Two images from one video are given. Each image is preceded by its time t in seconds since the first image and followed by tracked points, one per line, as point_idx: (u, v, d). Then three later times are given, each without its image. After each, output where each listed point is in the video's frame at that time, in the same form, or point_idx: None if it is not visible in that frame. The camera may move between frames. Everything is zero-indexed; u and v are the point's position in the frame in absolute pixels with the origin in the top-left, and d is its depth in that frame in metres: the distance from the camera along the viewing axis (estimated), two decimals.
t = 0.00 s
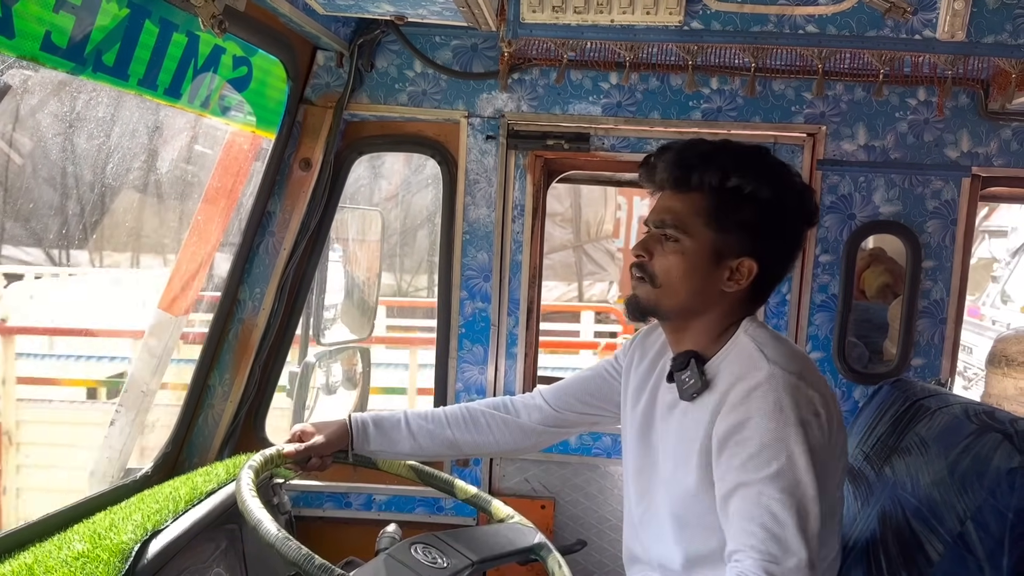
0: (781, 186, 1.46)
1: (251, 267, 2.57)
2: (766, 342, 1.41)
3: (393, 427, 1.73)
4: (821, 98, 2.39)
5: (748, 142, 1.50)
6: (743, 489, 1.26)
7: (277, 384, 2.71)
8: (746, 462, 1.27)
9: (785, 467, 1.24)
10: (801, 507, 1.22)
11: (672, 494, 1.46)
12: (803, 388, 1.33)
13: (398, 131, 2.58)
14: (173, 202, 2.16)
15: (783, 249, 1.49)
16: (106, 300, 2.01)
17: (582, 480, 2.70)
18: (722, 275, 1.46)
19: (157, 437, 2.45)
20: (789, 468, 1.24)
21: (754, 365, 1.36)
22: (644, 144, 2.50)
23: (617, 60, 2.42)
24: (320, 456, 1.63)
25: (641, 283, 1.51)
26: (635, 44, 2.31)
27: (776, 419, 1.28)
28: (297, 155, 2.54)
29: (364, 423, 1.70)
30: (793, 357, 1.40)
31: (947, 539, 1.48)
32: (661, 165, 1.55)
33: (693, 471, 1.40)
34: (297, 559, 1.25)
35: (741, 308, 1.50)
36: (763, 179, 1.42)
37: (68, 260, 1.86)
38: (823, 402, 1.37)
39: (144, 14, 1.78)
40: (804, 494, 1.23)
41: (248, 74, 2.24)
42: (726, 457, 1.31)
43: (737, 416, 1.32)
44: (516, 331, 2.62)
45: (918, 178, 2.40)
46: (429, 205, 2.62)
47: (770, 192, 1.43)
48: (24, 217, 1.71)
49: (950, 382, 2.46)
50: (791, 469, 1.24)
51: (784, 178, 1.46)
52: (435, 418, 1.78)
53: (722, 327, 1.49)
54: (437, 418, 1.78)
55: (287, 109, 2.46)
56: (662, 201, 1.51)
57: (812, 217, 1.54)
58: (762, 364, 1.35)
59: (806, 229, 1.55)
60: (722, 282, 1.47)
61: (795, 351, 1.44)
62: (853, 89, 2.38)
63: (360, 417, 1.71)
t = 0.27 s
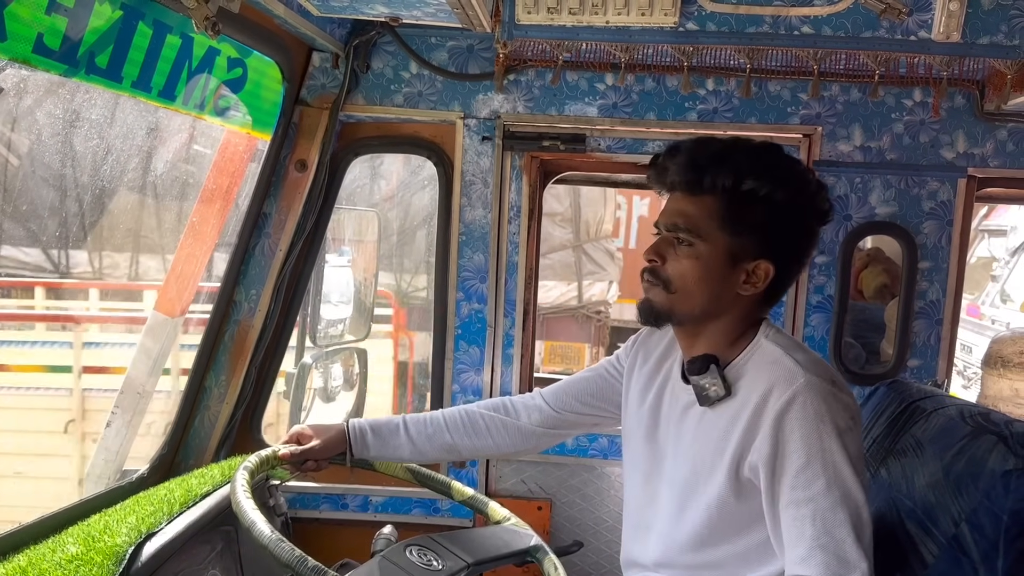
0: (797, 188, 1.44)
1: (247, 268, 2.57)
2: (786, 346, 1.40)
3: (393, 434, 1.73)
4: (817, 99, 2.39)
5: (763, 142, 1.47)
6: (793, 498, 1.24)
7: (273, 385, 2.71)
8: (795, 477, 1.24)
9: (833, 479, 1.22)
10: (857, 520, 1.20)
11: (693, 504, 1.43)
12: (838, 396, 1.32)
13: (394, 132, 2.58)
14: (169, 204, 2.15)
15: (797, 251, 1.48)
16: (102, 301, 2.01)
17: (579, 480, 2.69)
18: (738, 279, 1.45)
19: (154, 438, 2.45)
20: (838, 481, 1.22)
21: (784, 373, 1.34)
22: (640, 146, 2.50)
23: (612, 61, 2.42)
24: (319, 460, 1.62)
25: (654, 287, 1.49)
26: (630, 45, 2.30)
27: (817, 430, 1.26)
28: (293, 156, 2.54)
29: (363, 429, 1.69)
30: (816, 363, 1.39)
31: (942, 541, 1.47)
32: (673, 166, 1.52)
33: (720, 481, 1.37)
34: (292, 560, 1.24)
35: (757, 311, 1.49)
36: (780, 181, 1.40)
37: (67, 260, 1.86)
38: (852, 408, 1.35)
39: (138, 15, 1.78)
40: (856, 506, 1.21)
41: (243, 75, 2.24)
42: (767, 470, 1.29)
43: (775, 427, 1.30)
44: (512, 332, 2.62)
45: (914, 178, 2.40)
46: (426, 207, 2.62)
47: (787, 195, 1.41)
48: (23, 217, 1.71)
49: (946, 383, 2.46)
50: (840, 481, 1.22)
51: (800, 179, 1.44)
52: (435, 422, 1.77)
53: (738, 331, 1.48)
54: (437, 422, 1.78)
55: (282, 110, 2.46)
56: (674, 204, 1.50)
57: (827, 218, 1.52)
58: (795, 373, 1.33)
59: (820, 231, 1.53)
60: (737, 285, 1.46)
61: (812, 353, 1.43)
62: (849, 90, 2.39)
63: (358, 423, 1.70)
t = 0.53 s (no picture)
0: (807, 188, 1.43)
1: (248, 266, 2.57)
2: (791, 349, 1.40)
3: (404, 436, 1.72)
4: (818, 97, 2.39)
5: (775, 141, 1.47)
6: (792, 504, 1.24)
7: (274, 383, 2.71)
8: (795, 485, 1.24)
9: (833, 488, 1.22)
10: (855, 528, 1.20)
11: (694, 504, 1.43)
12: (841, 403, 1.31)
13: (394, 130, 2.58)
14: (169, 202, 2.15)
15: (804, 251, 1.48)
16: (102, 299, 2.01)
17: (580, 479, 2.72)
18: (744, 278, 1.45)
19: (154, 437, 2.45)
20: (838, 489, 1.21)
21: (789, 377, 1.33)
22: (641, 144, 2.49)
23: (613, 59, 2.42)
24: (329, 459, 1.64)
25: (659, 285, 1.49)
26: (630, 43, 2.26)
27: (820, 437, 1.26)
28: (293, 154, 2.54)
29: (374, 431, 1.70)
30: (821, 367, 1.38)
31: (944, 539, 1.47)
32: (683, 162, 1.52)
33: (721, 484, 1.37)
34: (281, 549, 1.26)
35: (762, 311, 1.49)
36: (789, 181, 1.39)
37: (67, 259, 1.86)
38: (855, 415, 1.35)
39: (137, 13, 1.77)
40: (855, 514, 1.21)
41: (244, 73, 2.23)
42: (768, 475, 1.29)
43: (777, 432, 1.29)
44: (513, 331, 2.62)
45: (915, 176, 2.40)
46: (427, 205, 2.62)
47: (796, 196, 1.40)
48: (24, 215, 1.70)
49: (948, 381, 2.46)
50: (840, 489, 1.21)
51: (811, 180, 1.43)
52: (445, 425, 1.77)
53: (743, 331, 1.48)
54: (448, 425, 1.77)
55: (282, 108, 2.46)
56: (682, 202, 1.50)
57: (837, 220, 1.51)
58: (800, 378, 1.32)
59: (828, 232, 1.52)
60: (744, 285, 1.46)
61: (817, 356, 1.43)
62: (850, 88, 2.38)
63: (369, 427, 1.70)
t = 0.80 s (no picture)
0: (806, 184, 1.43)
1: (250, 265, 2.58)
2: (797, 350, 1.40)
3: (412, 436, 1.73)
4: (819, 96, 2.39)
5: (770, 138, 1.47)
6: (797, 505, 1.24)
7: (277, 382, 2.71)
8: (801, 486, 1.25)
9: (839, 489, 1.22)
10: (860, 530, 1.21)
11: (700, 504, 1.43)
12: (848, 405, 1.31)
13: (397, 130, 2.59)
14: (171, 202, 2.16)
15: (807, 247, 1.48)
16: (104, 299, 2.01)
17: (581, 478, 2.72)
18: (748, 277, 1.45)
19: (157, 435, 2.46)
20: (844, 491, 1.22)
21: (797, 379, 1.34)
22: (642, 143, 2.50)
23: (614, 59, 2.42)
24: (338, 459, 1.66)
25: (663, 288, 1.50)
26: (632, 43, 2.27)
27: (827, 439, 1.26)
28: (295, 154, 2.54)
29: (382, 432, 1.70)
30: (828, 369, 1.38)
31: (945, 539, 1.47)
32: (679, 165, 1.53)
33: (727, 484, 1.38)
34: (275, 540, 1.28)
35: (768, 309, 1.49)
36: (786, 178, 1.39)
37: (69, 259, 1.86)
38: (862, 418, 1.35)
39: (140, 13, 1.78)
40: (861, 516, 1.21)
41: (246, 73, 2.24)
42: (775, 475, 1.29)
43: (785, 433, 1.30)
44: (515, 330, 2.63)
45: (917, 175, 2.40)
46: (429, 204, 2.63)
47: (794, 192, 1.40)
48: (26, 215, 1.71)
49: (949, 380, 2.46)
50: (846, 491, 1.22)
51: (809, 175, 1.43)
52: (454, 425, 1.77)
53: (749, 331, 1.48)
54: (456, 424, 1.78)
55: (284, 107, 2.47)
56: (680, 203, 1.50)
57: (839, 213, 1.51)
58: (808, 380, 1.32)
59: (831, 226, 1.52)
60: (747, 284, 1.46)
61: (825, 358, 1.43)
62: (852, 87, 2.38)
63: (377, 426, 1.70)
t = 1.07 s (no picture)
0: (807, 181, 1.42)
1: (253, 264, 2.58)
2: (801, 350, 1.40)
3: (414, 434, 1.73)
4: (822, 94, 2.38)
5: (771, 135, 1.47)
6: (801, 506, 1.24)
7: (280, 380, 2.71)
8: (805, 487, 1.25)
9: (843, 490, 1.22)
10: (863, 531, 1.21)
11: (704, 504, 1.43)
12: (852, 406, 1.32)
13: (400, 128, 2.59)
14: (175, 200, 2.16)
15: (809, 245, 1.47)
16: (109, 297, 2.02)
17: (584, 476, 2.73)
18: (749, 276, 1.45)
19: (160, 433, 2.47)
20: (848, 492, 1.22)
21: (801, 380, 1.34)
22: (645, 141, 2.50)
23: (617, 57, 2.41)
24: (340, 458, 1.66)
25: (665, 288, 1.50)
26: (635, 41, 2.30)
27: (831, 440, 1.26)
28: (298, 152, 2.54)
29: (384, 430, 1.71)
30: (832, 370, 1.38)
31: (948, 537, 1.47)
32: (679, 163, 1.53)
33: (731, 485, 1.38)
34: (277, 537, 1.28)
35: (770, 308, 1.49)
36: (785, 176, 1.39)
37: (72, 257, 1.86)
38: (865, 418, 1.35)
39: (143, 11, 1.79)
40: (864, 517, 1.22)
41: (249, 71, 2.25)
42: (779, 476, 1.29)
43: (789, 433, 1.30)
44: (517, 328, 2.63)
45: (920, 174, 2.40)
46: (431, 202, 2.63)
47: (793, 190, 1.40)
48: (28, 213, 1.71)
49: (952, 379, 2.46)
50: (849, 492, 1.22)
51: (810, 172, 1.43)
52: (455, 422, 1.78)
53: (751, 330, 1.48)
54: (458, 422, 1.78)
55: (287, 106, 2.47)
56: (681, 202, 1.51)
57: (842, 211, 1.51)
58: (811, 381, 1.33)
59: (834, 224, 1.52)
60: (749, 283, 1.46)
61: (829, 358, 1.43)
62: (855, 85, 2.38)
63: (380, 425, 1.71)
